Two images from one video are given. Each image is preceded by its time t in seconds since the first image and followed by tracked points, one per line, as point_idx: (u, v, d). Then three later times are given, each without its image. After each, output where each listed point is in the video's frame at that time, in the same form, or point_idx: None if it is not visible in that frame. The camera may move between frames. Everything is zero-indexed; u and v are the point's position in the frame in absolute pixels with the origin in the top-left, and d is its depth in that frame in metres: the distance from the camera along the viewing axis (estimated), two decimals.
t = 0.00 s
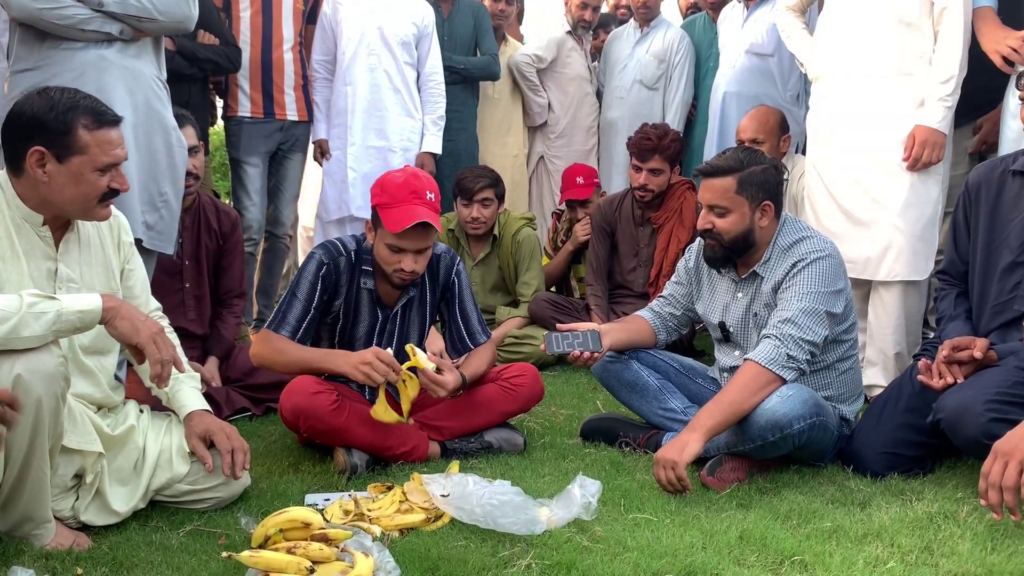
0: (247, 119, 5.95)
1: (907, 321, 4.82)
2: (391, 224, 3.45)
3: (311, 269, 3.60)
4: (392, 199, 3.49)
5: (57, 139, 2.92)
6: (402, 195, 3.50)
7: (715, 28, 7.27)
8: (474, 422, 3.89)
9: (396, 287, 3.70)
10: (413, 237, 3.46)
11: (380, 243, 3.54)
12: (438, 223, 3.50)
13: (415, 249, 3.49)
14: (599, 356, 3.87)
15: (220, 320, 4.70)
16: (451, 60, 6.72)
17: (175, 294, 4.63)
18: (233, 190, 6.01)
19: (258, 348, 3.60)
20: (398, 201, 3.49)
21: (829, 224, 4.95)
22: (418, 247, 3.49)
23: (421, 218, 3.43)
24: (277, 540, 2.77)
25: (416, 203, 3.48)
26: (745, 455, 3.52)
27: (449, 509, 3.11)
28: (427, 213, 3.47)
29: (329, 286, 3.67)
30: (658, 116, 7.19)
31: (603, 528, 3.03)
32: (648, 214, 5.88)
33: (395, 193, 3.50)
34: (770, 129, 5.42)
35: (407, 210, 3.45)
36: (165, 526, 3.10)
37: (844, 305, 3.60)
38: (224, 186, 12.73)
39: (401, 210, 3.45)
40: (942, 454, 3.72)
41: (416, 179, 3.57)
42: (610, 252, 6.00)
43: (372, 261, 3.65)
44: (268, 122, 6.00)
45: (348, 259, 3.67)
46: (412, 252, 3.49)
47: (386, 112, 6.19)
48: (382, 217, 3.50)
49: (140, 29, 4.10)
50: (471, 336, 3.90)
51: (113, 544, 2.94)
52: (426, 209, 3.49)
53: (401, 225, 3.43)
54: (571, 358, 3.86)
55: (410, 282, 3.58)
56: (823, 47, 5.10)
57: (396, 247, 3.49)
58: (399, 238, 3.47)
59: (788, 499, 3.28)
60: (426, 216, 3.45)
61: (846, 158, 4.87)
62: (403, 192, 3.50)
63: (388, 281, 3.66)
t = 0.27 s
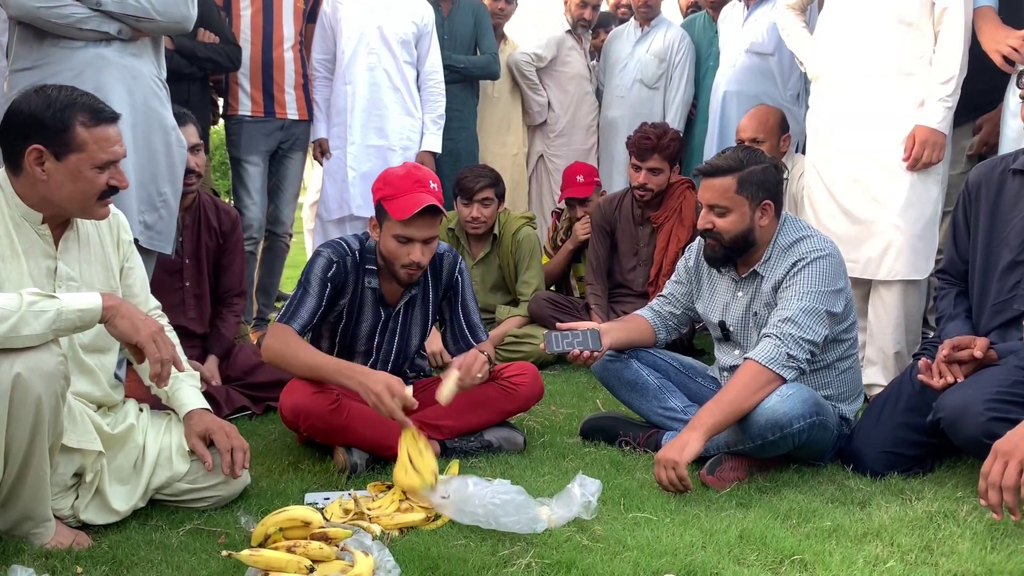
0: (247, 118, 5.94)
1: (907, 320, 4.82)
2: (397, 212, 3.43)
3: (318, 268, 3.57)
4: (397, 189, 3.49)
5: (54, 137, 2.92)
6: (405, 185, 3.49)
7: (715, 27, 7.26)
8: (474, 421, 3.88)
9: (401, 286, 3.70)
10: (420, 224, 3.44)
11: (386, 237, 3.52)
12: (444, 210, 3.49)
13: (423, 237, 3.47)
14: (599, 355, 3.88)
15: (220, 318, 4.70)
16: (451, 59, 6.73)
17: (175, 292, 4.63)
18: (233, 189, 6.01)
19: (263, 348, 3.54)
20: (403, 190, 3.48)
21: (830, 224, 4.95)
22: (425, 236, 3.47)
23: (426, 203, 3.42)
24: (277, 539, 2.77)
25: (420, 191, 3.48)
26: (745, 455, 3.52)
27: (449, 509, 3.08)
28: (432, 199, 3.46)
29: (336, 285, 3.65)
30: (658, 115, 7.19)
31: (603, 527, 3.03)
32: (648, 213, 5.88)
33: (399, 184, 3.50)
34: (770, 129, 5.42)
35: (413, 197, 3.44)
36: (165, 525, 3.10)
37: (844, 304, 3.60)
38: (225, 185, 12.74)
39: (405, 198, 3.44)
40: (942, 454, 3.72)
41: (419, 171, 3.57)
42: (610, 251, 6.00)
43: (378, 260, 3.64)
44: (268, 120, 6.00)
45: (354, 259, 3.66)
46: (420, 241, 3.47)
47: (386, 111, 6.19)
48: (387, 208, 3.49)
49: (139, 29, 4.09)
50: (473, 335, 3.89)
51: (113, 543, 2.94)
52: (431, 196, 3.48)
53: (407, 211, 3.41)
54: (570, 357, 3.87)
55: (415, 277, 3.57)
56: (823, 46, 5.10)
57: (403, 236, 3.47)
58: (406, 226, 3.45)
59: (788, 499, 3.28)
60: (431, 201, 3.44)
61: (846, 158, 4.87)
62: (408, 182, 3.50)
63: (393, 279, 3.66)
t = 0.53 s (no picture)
0: (246, 117, 5.94)
1: (907, 320, 4.82)
2: (418, 216, 3.44)
3: (321, 271, 3.58)
4: (419, 192, 3.49)
5: (50, 136, 2.92)
6: (429, 189, 3.50)
7: (715, 27, 7.27)
8: (474, 421, 3.88)
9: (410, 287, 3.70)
10: (438, 231, 3.45)
11: (402, 238, 3.52)
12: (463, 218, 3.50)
13: (439, 244, 3.49)
14: (598, 354, 3.88)
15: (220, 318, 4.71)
16: (451, 59, 6.74)
17: (175, 292, 4.63)
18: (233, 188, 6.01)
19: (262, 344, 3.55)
20: (425, 195, 3.48)
21: (830, 224, 4.95)
22: (441, 242, 3.48)
23: (448, 212, 3.43)
24: (277, 539, 2.78)
25: (443, 198, 3.49)
26: (745, 454, 3.52)
27: (449, 509, 3.07)
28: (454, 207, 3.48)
29: (340, 288, 3.64)
30: (657, 115, 7.19)
31: (603, 527, 3.03)
32: (648, 213, 5.88)
33: (422, 187, 3.50)
34: (769, 128, 5.42)
35: (434, 204, 3.44)
36: (165, 525, 3.10)
37: (844, 304, 3.60)
38: (225, 184, 12.75)
39: (428, 203, 3.45)
40: (941, 453, 3.73)
41: (443, 175, 3.56)
42: (610, 251, 6.00)
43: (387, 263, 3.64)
44: (267, 120, 6.00)
45: (359, 262, 3.65)
46: (435, 247, 3.48)
47: (385, 110, 6.19)
48: (407, 210, 3.48)
49: (140, 31, 4.09)
50: (473, 335, 3.92)
51: (114, 543, 2.95)
52: (452, 204, 3.49)
53: (427, 218, 3.42)
54: (570, 357, 3.88)
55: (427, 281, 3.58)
56: (823, 46, 5.10)
57: (420, 240, 3.48)
58: (424, 231, 3.46)
59: (788, 498, 3.28)
60: (452, 210, 3.45)
61: (846, 157, 4.87)
62: (431, 187, 3.50)
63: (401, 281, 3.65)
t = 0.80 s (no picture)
0: (245, 117, 5.94)
1: (907, 319, 4.82)
2: (401, 216, 3.46)
3: (313, 277, 3.60)
4: (404, 192, 3.51)
5: (54, 136, 2.92)
6: (414, 189, 3.52)
7: (715, 27, 7.27)
8: (473, 421, 3.88)
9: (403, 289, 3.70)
10: (422, 230, 3.47)
11: (388, 239, 3.54)
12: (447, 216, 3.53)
13: (423, 245, 3.51)
14: (597, 354, 3.88)
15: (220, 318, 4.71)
16: (451, 60, 6.74)
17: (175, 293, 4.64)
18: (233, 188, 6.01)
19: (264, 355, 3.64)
20: (410, 195, 3.51)
21: (830, 223, 4.95)
22: (425, 242, 3.50)
23: (432, 211, 3.45)
24: (277, 539, 2.78)
25: (427, 197, 3.51)
26: (744, 454, 3.52)
27: (449, 509, 3.08)
28: (438, 206, 3.49)
29: (333, 292, 3.65)
30: (656, 114, 7.19)
31: (603, 527, 3.04)
32: (647, 213, 5.87)
33: (407, 187, 3.53)
34: (769, 128, 5.42)
35: (418, 204, 3.47)
36: (165, 526, 3.10)
37: (844, 304, 3.61)
38: (225, 183, 12.76)
39: (413, 202, 3.47)
40: (941, 452, 3.73)
41: (427, 175, 3.59)
42: (609, 251, 6.00)
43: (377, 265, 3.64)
44: (266, 120, 6.00)
45: (350, 265, 3.66)
46: (420, 246, 3.50)
47: (385, 111, 6.19)
48: (392, 210, 3.51)
49: (140, 31, 4.10)
50: (473, 334, 3.93)
51: (113, 543, 2.95)
52: (437, 203, 3.52)
53: (411, 218, 3.45)
54: (570, 357, 3.88)
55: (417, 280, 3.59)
56: (822, 45, 5.10)
57: (404, 241, 3.50)
58: (409, 231, 3.48)
59: (788, 498, 3.28)
60: (436, 210, 3.47)
61: (846, 156, 4.87)
62: (415, 186, 3.53)
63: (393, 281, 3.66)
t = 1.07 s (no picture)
0: (244, 119, 5.95)
1: (907, 319, 4.82)
2: (374, 217, 3.46)
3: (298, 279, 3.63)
4: (374, 191, 3.50)
5: (62, 140, 2.92)
6: (382, 187, 3.50)
7: (714, 27, 7.27)
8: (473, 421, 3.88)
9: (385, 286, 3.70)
10: (397, 229, 3.48)
11: (364, 240, 3.55)
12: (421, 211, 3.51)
13: (402, 241, 3.51)
14: (597, 355, 3.88)
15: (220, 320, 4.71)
16: (451, 61, 6.74)
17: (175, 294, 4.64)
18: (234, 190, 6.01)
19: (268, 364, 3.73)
20: (379, 193, 3.49)
21: (830, 224, 4.95)
22: (403, 239, 3.50)
23: (403, 208, 3.44)
24: (277, 540, 2.79)
25: (397, 194, 3.49)
26: (744, 454, 3.52)
27: (449, 510, 3.08)
28: (409, 202, 3.48)
29: (319, 293, 3.69)
30: (655, 115, 7.19)
31: (603, 527, 3.04)
32: (647, 213, 5.87)
33: (375, 186, 3.50)
34: (768, 128, 5.42)
35: (388, 202, 3.45)
36: (165, 527, 3.11)
37: (843, 304, 3.61)
38: (224, 184, 12.77)
39: (383, 202, 3.46)
40: (941, 452, 3.73)
41: (395, 171, 3.57)
42: (609, 251, 6.00)
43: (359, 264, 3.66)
44: (266, 122, 6.01)
45: (332, 266, 3.70)
46: (398, 244, 3.50)
47: (385, 112, 6.19)
48: (364, 212, 3.51)
49: (140, 33, 4.10)
50: (478, 325, 3.90)
51: (113, 545, 2.95)
52: (408, 198, 3.50)
53: (384, 217, 3.44)
54: (570, 357, 3.87)
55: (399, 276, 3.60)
56: (822, 45, 5.10)
57: (381, 240, 3.49)
58: (383, 231, 3.48)
59: (787, 498, 3.29)
60: (407, 205, 3.46)
61: (846, 156, 4.87)
62: (384, 184, 3.51)
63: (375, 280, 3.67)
